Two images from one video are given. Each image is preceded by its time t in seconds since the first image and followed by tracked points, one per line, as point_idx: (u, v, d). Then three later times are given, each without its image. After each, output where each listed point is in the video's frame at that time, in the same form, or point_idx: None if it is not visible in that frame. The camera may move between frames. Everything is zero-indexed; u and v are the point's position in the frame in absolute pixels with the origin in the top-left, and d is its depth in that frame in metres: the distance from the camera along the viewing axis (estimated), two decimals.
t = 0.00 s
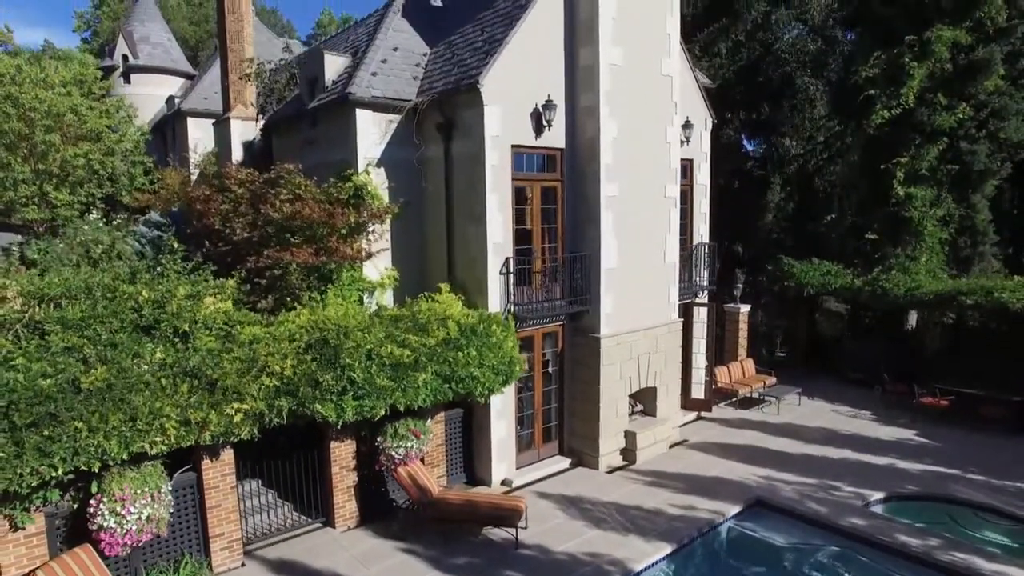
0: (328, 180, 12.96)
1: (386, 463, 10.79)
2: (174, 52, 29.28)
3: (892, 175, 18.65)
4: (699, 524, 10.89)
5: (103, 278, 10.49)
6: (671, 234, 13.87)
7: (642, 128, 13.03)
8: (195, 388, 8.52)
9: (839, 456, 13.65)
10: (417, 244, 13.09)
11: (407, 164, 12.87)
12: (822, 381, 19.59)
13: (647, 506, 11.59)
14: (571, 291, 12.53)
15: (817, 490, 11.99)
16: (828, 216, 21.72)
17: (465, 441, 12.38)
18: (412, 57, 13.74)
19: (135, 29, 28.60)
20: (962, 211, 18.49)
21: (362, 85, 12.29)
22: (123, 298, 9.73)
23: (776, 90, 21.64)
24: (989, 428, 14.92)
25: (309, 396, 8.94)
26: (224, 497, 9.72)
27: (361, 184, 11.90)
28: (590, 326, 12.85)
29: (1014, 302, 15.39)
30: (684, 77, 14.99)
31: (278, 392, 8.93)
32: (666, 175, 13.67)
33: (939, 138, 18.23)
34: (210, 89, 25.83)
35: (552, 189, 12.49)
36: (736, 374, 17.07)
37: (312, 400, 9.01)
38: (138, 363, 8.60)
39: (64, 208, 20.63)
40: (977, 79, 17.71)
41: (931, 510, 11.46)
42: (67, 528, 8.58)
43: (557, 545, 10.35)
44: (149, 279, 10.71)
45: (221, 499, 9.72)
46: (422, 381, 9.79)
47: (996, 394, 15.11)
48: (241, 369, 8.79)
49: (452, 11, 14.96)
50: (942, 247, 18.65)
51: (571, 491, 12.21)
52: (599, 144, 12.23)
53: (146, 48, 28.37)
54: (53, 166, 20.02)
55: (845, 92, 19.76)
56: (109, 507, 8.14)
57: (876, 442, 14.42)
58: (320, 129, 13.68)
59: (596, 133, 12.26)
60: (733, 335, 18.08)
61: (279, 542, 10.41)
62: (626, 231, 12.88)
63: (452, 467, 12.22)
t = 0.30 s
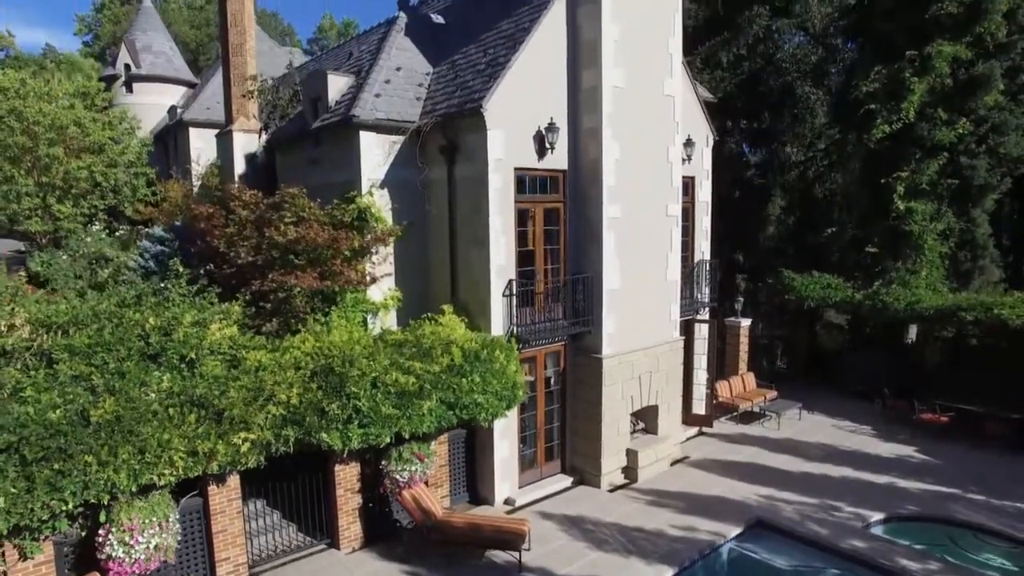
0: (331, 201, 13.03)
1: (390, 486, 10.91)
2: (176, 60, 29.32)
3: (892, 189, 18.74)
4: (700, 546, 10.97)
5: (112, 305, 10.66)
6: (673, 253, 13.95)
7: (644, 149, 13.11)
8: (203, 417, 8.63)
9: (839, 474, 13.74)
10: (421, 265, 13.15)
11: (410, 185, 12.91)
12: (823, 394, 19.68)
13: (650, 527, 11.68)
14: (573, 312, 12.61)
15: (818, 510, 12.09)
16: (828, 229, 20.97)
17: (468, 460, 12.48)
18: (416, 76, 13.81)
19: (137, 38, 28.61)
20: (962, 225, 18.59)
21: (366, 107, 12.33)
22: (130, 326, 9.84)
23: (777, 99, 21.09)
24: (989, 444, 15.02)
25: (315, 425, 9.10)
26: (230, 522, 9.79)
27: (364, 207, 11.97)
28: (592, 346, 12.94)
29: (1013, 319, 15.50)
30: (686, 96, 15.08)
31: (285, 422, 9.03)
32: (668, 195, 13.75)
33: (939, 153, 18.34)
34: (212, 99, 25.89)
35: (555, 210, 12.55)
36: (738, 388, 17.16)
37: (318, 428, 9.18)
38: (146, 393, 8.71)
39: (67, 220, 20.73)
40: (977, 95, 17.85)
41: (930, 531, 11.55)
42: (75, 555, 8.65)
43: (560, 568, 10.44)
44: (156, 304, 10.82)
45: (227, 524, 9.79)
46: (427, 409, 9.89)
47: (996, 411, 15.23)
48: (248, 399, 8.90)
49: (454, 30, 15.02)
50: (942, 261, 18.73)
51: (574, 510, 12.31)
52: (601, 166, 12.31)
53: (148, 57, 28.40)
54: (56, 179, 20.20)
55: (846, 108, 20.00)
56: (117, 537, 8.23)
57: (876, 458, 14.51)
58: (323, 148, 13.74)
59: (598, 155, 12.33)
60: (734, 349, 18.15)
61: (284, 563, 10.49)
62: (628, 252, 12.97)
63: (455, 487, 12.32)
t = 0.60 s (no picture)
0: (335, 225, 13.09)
1: (395, 513, 11.02)
2: (178, 70, 29.33)
3: (893, 206, 18.77)
4: (702, 571, 11.04)
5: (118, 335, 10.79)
6: (675, 275, 14.00)
7: (646, 173, 13.17)
8: (210, 451, 8.73)
9: (840, 495, 13.82)
10: (424, 288, 13.21)
11: (413, 208, 12.93)
12: (823, 409, 19.75)
13: (651, 550, 11.75)
14: (576, 336, 12.68)
15: (818, 533, 12.17)
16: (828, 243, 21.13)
17: (471, 482, 12.58)
18: (418, 98, 13.82)
19: (138, 48, 28.48)
20: (963, 241, 18.64)
21: (370, 132, 12.36)
22: (137, 355, 10.03)
23: (778, 111, 21.73)
24: (989, 464, 15.09)
25: (322, 458, 9.17)
26: (237, 550, 9.87)
27: (368, 232, 12.05)
28: (595, 369, 13.04)
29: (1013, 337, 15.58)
30: (688, 117, 15.12)
31: (292, 456, 9.11)
32: (670, 217, 13.81)
33: (939, 169, 18.40)
34: (215, 110, 25.98)
35: (558, 234, 12.60)
36: (739, 405, 17.25)
37: (325, 461, 9.24)
38: (154, 426, 8.86)
39: (71, 234, 20.97)
40: (977, 112, 17.89)
41: (931, 556, 11.61)
42: None
43: None
44: (164, 335, 11.09)
45: (234, 552, 9.88)
46: (432, 440, 10.06)
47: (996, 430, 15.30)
48: (254, 432, 9.02)
49: (457, 51, 15.04)
50: (943, 277, 18.78)
51: (576, 533, 12.38)
52: (604, 190, 12.36)
53: (150, 68, 28.31)
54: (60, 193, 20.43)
55: (846, 121, 19.99)
56: (126, 571, 8.32)
57: (877, 478, 14.60)
58: (325, 171, 13.79)
59: (601, 180, 12.39)
60: (735, 364, 18.21)
61: None
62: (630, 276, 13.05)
63: (458, 509, 12.42)
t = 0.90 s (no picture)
0: (337, 247, 13.13)
1: (398, 537, 11.03)
2: (180, 79, 29.46)
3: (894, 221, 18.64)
4: None
5: (124, 365, 10.80)
6: (676, 295, 14.04)
7: (648, 195, 13.20)
8: (214, 483, 8.87)
9: (840, 515, 13.86)
10: (426, 310, 13.26)
11: (415, 231, 12.96)
12: (825, 424, 19.75)
13: (652, 573, 11.79)
14: (577, 358, 12.75)
15: (819, 555, 12.21)
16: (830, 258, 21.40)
17: (473, 503, 12.64)
18: (420, 119, 13.84)
19: (140, 57, 28.62)
20: (963, 256, 18.67)
21: (372, 155, 12.39)
22: (141, 384, 10.03)
23: (778, 121, 22.16)
24: (989, 482, 15.14)
25: (325, 490, 9.49)
26: None
27: (370, 256, 12.08)
28: (596, 391, 13.11)
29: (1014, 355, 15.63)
30: (690, 136, 15.14)
31: (296, 489, 9.43)
32: (672, 237, 13.84)
33: (940, 184, 18.39)
34: (216, 121, 26.01)
35: (559, 257, 12.63)
36: (740, 419, 17.37)
37: (328, 493, 9.56)
38: (158, 456, 8.89)
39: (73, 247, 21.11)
40: (977, 127, 17.88)
41: None
42: None
43: None
44: (169, 361, 11.25)
45: None
46: (434, 469, 10.39)
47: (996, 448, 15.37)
48: (258, 462, 9.17)
49: (459, 70, 15.05)
50: (943, 292, 18.81)
51: (577, 554, 12.43)
52: (605, 214, 12.40)
53: (152, 77, 28.48)
54: (62, 207, 20.58)
55: (848, 137, 20.20)
56: None
57: (877, 497, 14.64)
58: (327, 192, 13.79)
59: (602, 203, 12.42)
60: (736, 379, 18.26)
61: None
62: (631, 298, 13.10)
63: (461, 530, 12.50)
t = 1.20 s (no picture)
0: (336, 270, 13.15)
1: (398, 563, 11.09)
2: (181, 89, 29.59)
3: (895, 236, 18.85)
4: None
5: (125, 395, 10.80)
6: (676, 317, 14.07)
7: (648, 218, 13.21)
8: (214, 517, 9.25)
9: (840, 536, 13.86)
10: (426, 333, 13.28)
11: (415, 254, 12.98)
12: (825, 439, 19.73)
13: None
14: (577, 382, 12.80)
15: None
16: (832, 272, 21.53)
17: (474, 528, 12.70)
18: (420, 141, 13.82)
19: (141, 67, 28.83)
20: (964, 271, 18.67)
21: (372, 179, 12.40)
22: (142, 414, 10.01)
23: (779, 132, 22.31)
24: (989, 502, 15.16)
25: (325, 522, 9.68)
26: None
27: (370, 281, 12.12)
28: (595, 414, 13.14)
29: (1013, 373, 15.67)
30: (690, 156, 15.17)
31: (295, 522, 9.66)
32: (672, 260, 13.86)
33: (940, 201, 18.40)
34: (217, 133, 26.00)
35: (560, 281, 12.67)
36: (740, 436, 17.42)
37: (328, 525, 9.75)
38: (159, 490, 9.24)
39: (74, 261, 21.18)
40: (977, 143, 17.84)
41: None
42: None
43: None
44: (170, 391, 11.41)
45: None
46: (434, 500, 10.49)
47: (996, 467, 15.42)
48: (258, 495, 9.48)
49: (459, 90, 15.06)
50: (943, 307, 18.80)
51: None
52: (605, 238, 12.42)
53: (153, 87, 28.66)
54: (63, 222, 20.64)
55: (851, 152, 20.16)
56: None
57: (877, 517, 14.64)
58: (327, 215, 13.79)
59: (602, 227, 12.44)
60: (735, 397, 18.29)
61: None
62: (631, 321, 13.13)
63: (461, 556, 12.51)
